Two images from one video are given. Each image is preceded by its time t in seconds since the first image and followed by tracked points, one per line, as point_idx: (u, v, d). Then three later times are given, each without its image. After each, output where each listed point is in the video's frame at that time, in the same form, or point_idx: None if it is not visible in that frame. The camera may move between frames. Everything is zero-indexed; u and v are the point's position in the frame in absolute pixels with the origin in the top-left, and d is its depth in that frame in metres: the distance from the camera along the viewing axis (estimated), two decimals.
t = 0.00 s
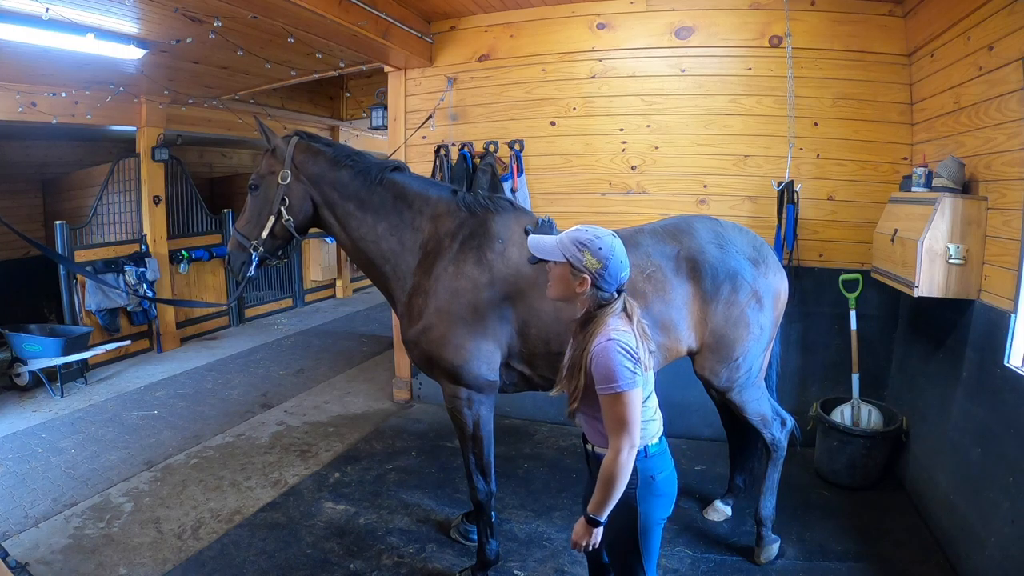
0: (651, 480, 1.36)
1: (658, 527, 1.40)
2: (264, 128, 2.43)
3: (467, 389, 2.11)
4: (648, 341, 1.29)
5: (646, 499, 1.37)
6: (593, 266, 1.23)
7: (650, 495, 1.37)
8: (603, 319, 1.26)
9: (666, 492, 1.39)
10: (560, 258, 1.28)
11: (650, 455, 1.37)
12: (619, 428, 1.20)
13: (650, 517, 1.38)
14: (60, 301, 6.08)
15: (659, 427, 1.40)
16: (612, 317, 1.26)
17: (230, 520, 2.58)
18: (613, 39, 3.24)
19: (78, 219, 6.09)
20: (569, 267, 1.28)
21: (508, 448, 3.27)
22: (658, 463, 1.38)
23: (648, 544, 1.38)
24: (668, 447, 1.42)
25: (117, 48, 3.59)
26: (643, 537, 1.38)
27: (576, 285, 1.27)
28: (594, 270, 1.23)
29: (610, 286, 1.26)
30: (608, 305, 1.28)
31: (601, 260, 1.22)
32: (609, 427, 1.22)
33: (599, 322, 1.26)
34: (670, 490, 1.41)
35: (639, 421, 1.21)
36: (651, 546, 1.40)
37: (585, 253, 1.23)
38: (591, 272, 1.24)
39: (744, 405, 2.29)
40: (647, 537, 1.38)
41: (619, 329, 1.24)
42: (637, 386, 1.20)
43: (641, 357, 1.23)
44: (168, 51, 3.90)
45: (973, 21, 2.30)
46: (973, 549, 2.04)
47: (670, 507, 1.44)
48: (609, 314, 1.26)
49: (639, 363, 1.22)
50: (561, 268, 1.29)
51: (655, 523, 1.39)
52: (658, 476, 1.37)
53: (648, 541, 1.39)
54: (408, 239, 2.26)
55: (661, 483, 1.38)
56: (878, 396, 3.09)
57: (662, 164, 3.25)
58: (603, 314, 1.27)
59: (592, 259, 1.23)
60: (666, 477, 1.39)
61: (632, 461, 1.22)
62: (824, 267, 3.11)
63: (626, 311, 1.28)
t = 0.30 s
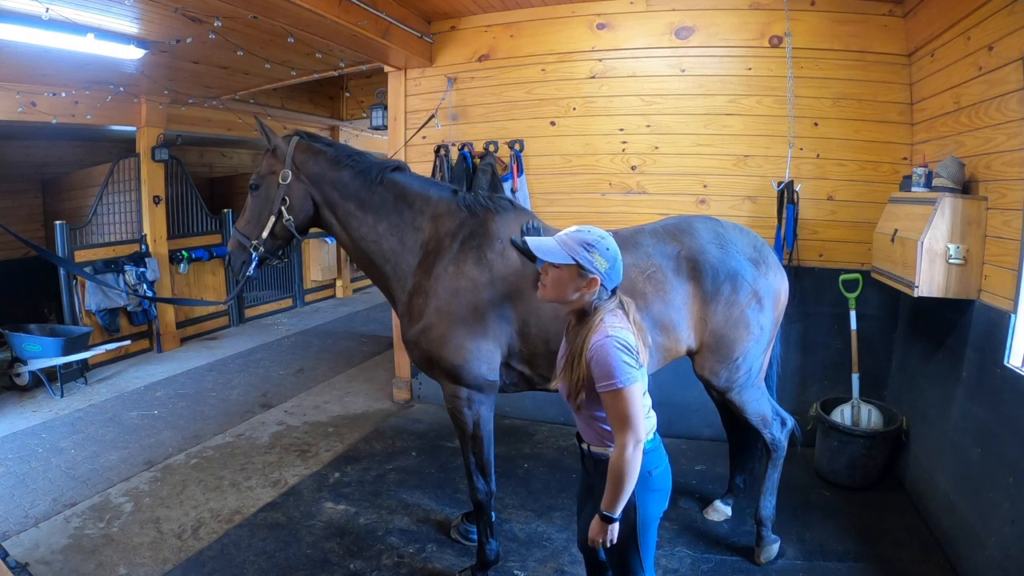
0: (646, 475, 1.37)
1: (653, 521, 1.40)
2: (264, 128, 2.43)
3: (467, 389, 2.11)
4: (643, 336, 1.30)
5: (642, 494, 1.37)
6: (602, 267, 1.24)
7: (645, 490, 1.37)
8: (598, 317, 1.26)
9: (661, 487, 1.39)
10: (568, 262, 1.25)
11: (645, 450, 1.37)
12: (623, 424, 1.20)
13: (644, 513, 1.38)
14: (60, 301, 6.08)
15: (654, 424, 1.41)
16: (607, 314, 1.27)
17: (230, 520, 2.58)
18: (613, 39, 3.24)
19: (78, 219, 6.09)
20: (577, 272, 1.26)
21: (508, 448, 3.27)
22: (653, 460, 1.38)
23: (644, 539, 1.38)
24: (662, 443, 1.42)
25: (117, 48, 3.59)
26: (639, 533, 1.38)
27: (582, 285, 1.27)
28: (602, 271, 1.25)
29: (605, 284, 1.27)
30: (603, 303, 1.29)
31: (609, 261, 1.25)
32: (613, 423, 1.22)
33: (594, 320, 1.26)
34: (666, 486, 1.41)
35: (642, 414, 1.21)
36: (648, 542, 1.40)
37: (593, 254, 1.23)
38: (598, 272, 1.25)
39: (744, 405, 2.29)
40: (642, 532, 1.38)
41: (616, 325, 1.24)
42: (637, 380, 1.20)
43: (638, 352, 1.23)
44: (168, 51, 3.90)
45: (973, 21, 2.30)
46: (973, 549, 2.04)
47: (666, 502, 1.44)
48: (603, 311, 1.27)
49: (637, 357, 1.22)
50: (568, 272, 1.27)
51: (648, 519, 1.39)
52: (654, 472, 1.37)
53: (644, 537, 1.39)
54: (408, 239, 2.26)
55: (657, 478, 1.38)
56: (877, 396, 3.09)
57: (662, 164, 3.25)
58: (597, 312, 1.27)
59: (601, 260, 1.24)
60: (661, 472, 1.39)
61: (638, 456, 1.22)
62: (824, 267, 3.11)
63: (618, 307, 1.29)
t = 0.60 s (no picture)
0: (648, 468, 1.37)
1: (652, 518, 1.40)
2: (265, 128, 2.43)
3: (468, 388, 2.11)
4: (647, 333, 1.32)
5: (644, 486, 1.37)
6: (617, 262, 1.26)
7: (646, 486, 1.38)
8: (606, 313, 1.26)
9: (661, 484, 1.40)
10: (589, 262, 1.21)
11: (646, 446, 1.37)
12: (634, 416, 1.21)
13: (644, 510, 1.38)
14: (60, 301, 6.08)
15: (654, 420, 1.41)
16: (614, 310, 1.27)
17: (230, 520, 2.58)
18: (613, 39, 3.24)
19: (78, 219, 6.09)
20: (596, 272, 1.24)
21: (508, 448, 3.27)
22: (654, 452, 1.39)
23: (645, 536, 1.39)
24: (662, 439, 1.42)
25: (117, 48, 3.59)
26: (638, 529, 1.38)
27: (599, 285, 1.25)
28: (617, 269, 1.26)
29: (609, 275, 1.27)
30: (608, 299, 1.29)
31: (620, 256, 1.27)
32: (624, 416, 1.23)
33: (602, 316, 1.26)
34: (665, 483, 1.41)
35: (652, 407, 1.22)
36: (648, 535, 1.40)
37: (605, 252, 1.23)
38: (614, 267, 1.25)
39: (744, 405, 2.29)
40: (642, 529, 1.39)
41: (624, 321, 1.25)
42: (648, 374, 1.21)
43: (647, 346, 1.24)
44: (168, 51, 3.90)
45: (973, 21, 2.29)
46: (973, 549, 2.04)
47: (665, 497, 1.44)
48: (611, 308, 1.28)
49: (647, 351, 1.23)
50: (587, 274, 1.23)
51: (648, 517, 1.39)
52: (655, 465, 1.38)
53: (642, 533, 1.39)
54: (408, 239, 2.27)
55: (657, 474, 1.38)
56: (878, 396, 3.09)
57: (662, 164, 3.25)
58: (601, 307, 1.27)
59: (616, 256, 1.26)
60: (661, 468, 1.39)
61: (647, 448, 1.23)
62: (824, 267, 3.10)
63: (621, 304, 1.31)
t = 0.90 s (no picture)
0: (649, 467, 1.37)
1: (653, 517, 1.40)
2: (266, 126, 2.43)
3: (468, 388, 2.11)
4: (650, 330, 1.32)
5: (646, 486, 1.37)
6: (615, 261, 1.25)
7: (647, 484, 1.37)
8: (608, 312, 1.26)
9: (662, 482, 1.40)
10: (588, 261, 1.21)
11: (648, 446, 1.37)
12: (635, 413, 1.21)
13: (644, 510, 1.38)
14: (60, 301, 6.08)
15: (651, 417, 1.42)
16: (617, 307, 1.27)
17: (230, 520, 2.58)
18: (613, 39, 3.24)
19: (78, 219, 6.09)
20: (595, 271, 1.23)
21: (508, 448, 3.27)
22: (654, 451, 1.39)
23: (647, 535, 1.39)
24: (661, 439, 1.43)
25: (117, 48, 3.59)
26: (640, 528, 1.38)
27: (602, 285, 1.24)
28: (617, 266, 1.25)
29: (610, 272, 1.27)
30: (610, 298, 1.29)
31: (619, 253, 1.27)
32: (626, 414, 1.23)
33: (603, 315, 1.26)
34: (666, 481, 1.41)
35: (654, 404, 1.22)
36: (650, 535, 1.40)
37: (605, 251, 1.23)
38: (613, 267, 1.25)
39: (744, 405, 2.29)
40: (644, 528, 1.39)
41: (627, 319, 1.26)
42: (649, 370, 1.21)
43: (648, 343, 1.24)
44: (168, 51, 3.90)
45: (973, 21, 2.29)
46: (973, 549, 2.04)
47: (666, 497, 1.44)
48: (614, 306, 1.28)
49: (648, 347, 1.23)
50: (588, 273, 1.22)
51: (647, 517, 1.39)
52: (655, 464, 1.38)
53: (645, 532, 1.39)
54: (409, 238, 2.27)
55: (658, 473, 1.39)
56: (878, 396, 3.09)
57: (662, 164, 3.25)
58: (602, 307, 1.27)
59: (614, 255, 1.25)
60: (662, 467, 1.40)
61: (648, 445, 1.23)
62: (824, 267, 3.11)
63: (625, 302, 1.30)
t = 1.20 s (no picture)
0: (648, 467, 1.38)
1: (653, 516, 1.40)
2: (267, 125, 2.43)
3: (468, 388, 2.11)
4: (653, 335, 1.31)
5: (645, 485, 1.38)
6: (593, 264, 1.24)
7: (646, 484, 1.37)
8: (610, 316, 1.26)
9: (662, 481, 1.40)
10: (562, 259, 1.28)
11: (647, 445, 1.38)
12: (634, 418, 1.21)
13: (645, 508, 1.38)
14: (60, 301, 6.08)
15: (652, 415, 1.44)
16: (619, 312, 1.27)
17: (230, 520, 2.57)
18: (613, 39, 3.24)
19: (78, 219, 6.09)
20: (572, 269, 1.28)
21: (508, 448, 3.27)
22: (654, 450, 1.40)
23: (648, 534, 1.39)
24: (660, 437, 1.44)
25: (117, 48, 3.59)
26: (640, 527, 1.38)
27: (573, 281, 1.29)
28: (594, 270, 1.25)
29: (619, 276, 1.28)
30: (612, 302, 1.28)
31: (602, 259, 1.24)
32: (624, 417, 1.23)
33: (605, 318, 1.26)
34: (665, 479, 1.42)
35: (653, 408, 1.22)
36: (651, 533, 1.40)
37: (585, 251, 1.24)
38: (591, 270, 1.25)
39: (744, 405, 2.29)
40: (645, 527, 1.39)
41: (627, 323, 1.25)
42: (649, 376, 1.21)
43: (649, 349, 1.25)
44: (169, 52, 3.91)
45: (973, 21, 2.30)
46: (973, 549, 2.04)
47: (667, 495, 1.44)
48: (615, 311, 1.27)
49: (649, 353, 1.23)
50: (559, 265, 1.31)
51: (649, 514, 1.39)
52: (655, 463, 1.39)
53: (645, 532, 1.39)
54: (409, 238, 2.26)
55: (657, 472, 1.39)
56: (878, 396, 3.09)
57: (662, 164, 3.25)
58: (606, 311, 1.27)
59: (592, 257, 1.24)
60: (661, 465, 1.40)
61: (646, 450, 1.23)
62: (824, 267, 3.11)
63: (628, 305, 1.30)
